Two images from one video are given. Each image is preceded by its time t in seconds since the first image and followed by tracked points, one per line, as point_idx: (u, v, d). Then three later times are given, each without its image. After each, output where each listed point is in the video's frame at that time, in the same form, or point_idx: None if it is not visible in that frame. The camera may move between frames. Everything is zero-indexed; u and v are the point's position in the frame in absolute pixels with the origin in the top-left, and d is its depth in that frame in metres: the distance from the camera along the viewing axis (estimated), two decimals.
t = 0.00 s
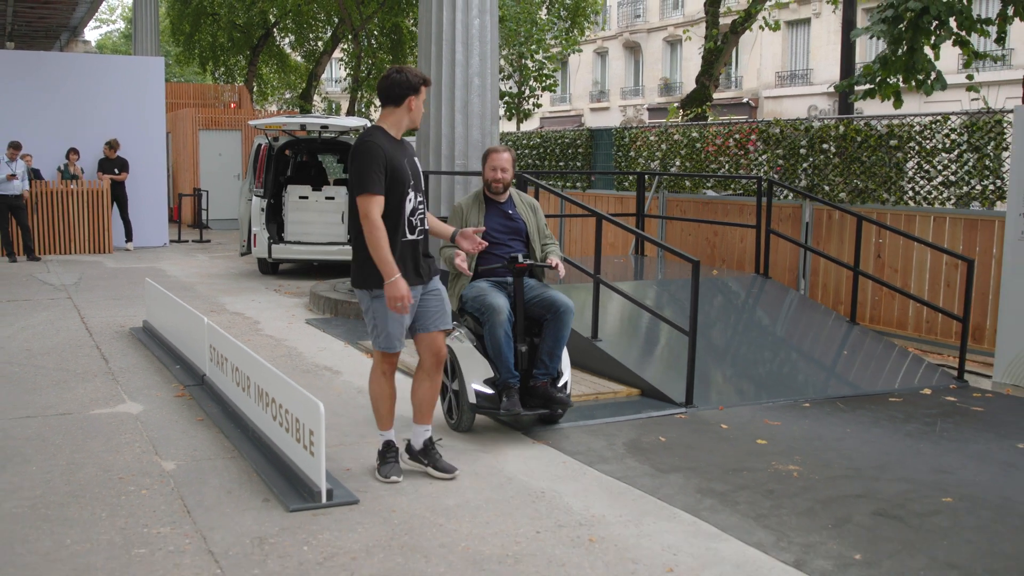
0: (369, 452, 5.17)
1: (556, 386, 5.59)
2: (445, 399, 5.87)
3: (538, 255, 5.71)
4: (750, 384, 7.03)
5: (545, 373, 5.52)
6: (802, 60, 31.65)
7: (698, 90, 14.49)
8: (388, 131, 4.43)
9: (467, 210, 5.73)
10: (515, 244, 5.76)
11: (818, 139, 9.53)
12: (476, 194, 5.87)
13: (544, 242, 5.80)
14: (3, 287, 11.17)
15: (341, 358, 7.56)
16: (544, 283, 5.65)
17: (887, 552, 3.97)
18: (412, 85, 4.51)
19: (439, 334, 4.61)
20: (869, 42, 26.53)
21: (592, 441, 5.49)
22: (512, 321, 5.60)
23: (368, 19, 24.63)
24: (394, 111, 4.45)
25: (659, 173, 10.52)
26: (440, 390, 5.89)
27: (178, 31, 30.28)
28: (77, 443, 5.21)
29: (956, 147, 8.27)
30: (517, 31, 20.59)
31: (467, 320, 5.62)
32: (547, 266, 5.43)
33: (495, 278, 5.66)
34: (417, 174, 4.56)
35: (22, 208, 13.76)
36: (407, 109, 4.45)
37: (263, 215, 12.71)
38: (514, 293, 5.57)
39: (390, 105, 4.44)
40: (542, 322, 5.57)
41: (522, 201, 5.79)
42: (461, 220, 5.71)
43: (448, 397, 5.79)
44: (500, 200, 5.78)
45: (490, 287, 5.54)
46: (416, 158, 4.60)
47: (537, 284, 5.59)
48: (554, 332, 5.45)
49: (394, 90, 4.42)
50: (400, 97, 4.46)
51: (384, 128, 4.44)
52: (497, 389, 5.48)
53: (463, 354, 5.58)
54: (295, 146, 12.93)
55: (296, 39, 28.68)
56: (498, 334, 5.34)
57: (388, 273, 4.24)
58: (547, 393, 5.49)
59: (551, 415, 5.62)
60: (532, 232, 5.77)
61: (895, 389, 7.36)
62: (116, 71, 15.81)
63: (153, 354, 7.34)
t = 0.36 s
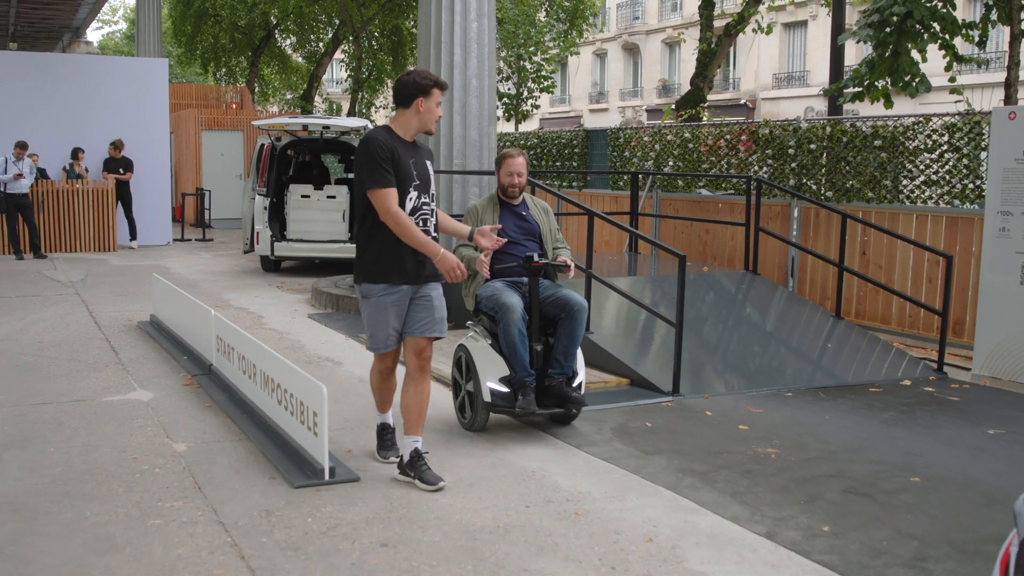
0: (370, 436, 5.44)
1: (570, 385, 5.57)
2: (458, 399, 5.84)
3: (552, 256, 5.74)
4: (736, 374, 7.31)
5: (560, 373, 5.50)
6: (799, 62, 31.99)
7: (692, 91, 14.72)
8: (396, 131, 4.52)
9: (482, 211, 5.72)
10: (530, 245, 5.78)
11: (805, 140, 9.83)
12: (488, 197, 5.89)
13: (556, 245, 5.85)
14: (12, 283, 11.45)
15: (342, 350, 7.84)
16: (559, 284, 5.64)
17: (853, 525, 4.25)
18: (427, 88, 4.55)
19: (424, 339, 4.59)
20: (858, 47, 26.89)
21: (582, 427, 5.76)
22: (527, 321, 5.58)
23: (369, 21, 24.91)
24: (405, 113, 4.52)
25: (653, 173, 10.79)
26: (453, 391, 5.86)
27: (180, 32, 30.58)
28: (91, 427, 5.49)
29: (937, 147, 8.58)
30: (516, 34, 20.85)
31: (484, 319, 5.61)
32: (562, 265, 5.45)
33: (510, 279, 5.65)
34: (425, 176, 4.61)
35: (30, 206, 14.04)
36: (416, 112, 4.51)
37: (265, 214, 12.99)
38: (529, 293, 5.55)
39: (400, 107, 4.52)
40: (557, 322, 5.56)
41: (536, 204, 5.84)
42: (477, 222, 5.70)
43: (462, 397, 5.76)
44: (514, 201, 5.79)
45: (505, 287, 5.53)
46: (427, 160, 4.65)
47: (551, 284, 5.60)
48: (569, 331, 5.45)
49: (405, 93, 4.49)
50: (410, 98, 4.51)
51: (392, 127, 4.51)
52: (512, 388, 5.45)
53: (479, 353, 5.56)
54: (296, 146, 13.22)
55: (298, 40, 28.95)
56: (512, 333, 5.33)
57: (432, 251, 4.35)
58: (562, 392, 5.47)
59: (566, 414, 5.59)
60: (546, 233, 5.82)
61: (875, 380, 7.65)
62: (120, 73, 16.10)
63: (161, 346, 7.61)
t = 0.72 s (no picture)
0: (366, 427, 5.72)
1: (578, 385, 5.62)
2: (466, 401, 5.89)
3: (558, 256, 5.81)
4: (719, 368, 7.59)
5: (567, 373, 5.55)
6: (796, 64, 32.25)
7: (686, 94, 14.95)
8: (392, 129, 4.61)
9: (490, 214, 5.84)
10: (537, 246, 5.88)
11: (792, 142, 10.07)
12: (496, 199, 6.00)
13: (563, 248, 5.93)
14: (18, 282, 11.73)
15: (340, 346, 8.09)
16: (565, 284, 5.68)
17: (820, 507, 4.50)
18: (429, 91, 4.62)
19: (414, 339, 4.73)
20: (847, 50, 27.24)
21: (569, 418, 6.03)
22: (534, 322, 5.64)
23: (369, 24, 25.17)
24: (404, 114, 4.62)
25: (646, 175, 10.99)
26: (461, 393, 5.92)
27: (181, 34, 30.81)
28: (100, 418, 5.76)
29: (918, 149, 8.85)
30: (513, 37, 21.07)
31: (491, 321, 5.68)
32: (568, 266, 5.49)
33: (517, 279, 5.75)
34: (419, 177, 4.66)
35: (35, 207, 14.31)
36: (415, 113, 4.59)
37: (266, 215, 13.28)
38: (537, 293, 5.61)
39: (400, 107, 4.62)
40: (565, 322, 5.61)
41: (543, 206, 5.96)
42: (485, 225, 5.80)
43: (469, 398, 5.82)
44: (521, 205, 5.91)
45: (511, 288, 5.60)
46: (424, 162, 4.70)
47: (558, 285, 5.65)
48: (576, 331, 5.49)
49: (403, 93, 4.58)
50: (411, 100, 4.60)
51: (391, 126, 4.61)
52: (519, 388, 5.50)
53: (486, 354, 5.62)
54: (296, 148, 13.47)
55: (298, 42, 29.19)
56: (518, 333, 5.39)
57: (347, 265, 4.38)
58: (570, 392, 5.52)
59: (575, 415, 5.64)
60: (553, 236, 5.91)
61: (855, 374, 7.91)
62: (123, 77, 16.41)
63: (164, 342, 7.87)
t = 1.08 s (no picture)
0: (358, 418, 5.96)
1: (575, 385, 5.70)
2: (464, 398, 5.97)
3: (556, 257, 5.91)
4: (702, 363, 7.83)
5: (564, 373, 5.63)
6: (792, 64, 32.49)
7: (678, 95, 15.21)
8: (362, 133, 4.64)
9: (489, 213, 5.94)
10: (534, 246, 5.99)
11: (778, 142, 10.31)
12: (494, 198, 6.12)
13: (559, 247, 6.06)
14: (21, 281, 11.97)
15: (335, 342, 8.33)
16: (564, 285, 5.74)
17: (788, 490, 4.74)
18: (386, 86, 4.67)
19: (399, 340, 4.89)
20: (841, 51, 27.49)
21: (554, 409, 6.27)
22: (532, 322, 5.70)
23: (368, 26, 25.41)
24: (368, 113, 4.65)
25: (636, 175, 11.22)
26: (460, 390, 5.99)
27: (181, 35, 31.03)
28: (103, 408, 6.00)
29: (898, 149, 9.09)
30: (509, 39, 21.30)
31: (490, 321, 5.75)
32: (566, 267, 5.55)
33: (516, 279, 5.82)
34: (390, 176, 4.76)
35: (37, 207, 14.55)
36: (379, 111, 4.64)
37: (264, 214, 13.52)
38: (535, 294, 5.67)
39: (362, 107, 4.64)
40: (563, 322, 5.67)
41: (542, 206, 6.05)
42: (483, 224, 5.92)
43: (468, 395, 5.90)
44: (518, 205, 6.01)
45: (510, 288, 5.67)
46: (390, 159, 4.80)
47: (557, 286, 5.71)
48: (574, 332, 5.56)
49: (367, 94, 4.61)
50: (373, 99, 4.63)
51: (355, 128, 4.63)
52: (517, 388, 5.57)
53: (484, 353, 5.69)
54: (295, 148, 13.70)
55: (297, 44, 29.41)
56: (516, 334, 5.45)
57: (346, 277, 4.44)
58: (567, 392, 5.59)
59: (572, 415, 5.72)
60: (550, 235, 6.03)
61: (835, 368, 8.14)
62: (123, 78, 16.66)
63: (164, 337, 8.10)
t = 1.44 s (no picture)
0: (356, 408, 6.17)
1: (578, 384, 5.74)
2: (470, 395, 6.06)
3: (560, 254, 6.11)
4: (692, 357, 8.05)
5: (568, 372, 5.69)
6: (789, 65, 32.63)
7: (673, 95, 15.42)
8: (348, 133, 4.73)
9: (492, 212, 6.15)
10: (537, 243, 6.18)
11: (768, 142, 10.53)
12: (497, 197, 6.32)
13: (562, 244, 6.24)
14: (26, 278, 12.19)
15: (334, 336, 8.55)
16: (568, 284, 5.81)
17: (767, 474, 4.95)
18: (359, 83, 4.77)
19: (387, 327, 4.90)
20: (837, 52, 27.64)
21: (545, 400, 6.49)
22: (537, 321, 5.77)
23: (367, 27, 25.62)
24: (345, 112, 4.73)
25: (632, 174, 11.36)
26: (465, 387, 6.08)
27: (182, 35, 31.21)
28: (109, 398, 6.22)
29: (884, 149, 9.31)
30: (507, 40, 21.50)
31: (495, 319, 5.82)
32: (570, 266, 5.69)
33: (519, 277, 5.92)
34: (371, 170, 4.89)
35: (41, 205, 14.77)
36: (356, 107, 4.74)
37: (265, 213, 13.74)
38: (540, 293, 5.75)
39: (342, 107, 4.72)
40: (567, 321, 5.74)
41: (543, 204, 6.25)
42: (487, 223, 6.12)
43: (473, 392, 5.98)
44: (522, 203, 6.22)
45: (515, 287, 5.76)
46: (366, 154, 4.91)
47: (562, 285, 5.79)
48: (577, 331, 5.63)
49: (344, 93, 4.70)
50: (348, 97, 4.72)
51: (335, 127, 4.70)
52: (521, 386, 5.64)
53: (489, 351, 5.76)
54: (295, 148, 13.89)
55: (298, 44, 29.60)
56: (519, 333, 5.52)
57: (378, 273, 4.59)
58: (569, 391, 5.64)
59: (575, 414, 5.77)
60: (553, 232, 6.21)
61: (821, 362, 8.35)
62: (126, 78, 16.87)
63: (168, 332, 8.31)
